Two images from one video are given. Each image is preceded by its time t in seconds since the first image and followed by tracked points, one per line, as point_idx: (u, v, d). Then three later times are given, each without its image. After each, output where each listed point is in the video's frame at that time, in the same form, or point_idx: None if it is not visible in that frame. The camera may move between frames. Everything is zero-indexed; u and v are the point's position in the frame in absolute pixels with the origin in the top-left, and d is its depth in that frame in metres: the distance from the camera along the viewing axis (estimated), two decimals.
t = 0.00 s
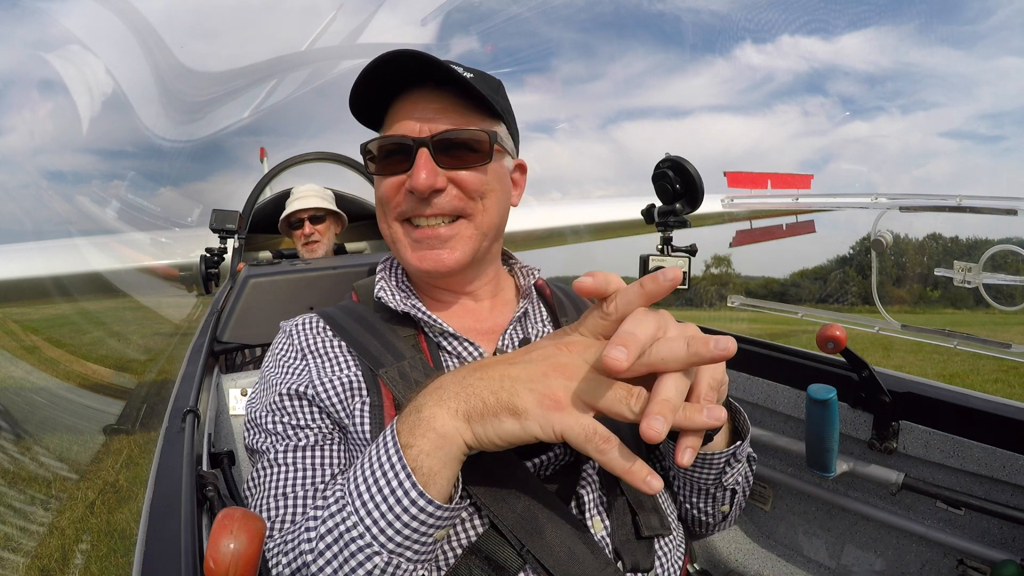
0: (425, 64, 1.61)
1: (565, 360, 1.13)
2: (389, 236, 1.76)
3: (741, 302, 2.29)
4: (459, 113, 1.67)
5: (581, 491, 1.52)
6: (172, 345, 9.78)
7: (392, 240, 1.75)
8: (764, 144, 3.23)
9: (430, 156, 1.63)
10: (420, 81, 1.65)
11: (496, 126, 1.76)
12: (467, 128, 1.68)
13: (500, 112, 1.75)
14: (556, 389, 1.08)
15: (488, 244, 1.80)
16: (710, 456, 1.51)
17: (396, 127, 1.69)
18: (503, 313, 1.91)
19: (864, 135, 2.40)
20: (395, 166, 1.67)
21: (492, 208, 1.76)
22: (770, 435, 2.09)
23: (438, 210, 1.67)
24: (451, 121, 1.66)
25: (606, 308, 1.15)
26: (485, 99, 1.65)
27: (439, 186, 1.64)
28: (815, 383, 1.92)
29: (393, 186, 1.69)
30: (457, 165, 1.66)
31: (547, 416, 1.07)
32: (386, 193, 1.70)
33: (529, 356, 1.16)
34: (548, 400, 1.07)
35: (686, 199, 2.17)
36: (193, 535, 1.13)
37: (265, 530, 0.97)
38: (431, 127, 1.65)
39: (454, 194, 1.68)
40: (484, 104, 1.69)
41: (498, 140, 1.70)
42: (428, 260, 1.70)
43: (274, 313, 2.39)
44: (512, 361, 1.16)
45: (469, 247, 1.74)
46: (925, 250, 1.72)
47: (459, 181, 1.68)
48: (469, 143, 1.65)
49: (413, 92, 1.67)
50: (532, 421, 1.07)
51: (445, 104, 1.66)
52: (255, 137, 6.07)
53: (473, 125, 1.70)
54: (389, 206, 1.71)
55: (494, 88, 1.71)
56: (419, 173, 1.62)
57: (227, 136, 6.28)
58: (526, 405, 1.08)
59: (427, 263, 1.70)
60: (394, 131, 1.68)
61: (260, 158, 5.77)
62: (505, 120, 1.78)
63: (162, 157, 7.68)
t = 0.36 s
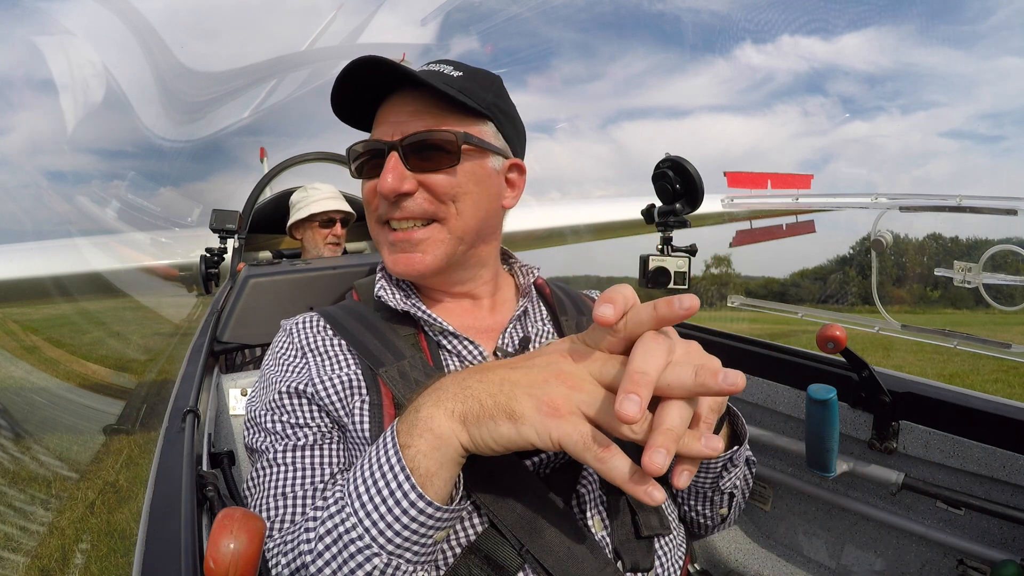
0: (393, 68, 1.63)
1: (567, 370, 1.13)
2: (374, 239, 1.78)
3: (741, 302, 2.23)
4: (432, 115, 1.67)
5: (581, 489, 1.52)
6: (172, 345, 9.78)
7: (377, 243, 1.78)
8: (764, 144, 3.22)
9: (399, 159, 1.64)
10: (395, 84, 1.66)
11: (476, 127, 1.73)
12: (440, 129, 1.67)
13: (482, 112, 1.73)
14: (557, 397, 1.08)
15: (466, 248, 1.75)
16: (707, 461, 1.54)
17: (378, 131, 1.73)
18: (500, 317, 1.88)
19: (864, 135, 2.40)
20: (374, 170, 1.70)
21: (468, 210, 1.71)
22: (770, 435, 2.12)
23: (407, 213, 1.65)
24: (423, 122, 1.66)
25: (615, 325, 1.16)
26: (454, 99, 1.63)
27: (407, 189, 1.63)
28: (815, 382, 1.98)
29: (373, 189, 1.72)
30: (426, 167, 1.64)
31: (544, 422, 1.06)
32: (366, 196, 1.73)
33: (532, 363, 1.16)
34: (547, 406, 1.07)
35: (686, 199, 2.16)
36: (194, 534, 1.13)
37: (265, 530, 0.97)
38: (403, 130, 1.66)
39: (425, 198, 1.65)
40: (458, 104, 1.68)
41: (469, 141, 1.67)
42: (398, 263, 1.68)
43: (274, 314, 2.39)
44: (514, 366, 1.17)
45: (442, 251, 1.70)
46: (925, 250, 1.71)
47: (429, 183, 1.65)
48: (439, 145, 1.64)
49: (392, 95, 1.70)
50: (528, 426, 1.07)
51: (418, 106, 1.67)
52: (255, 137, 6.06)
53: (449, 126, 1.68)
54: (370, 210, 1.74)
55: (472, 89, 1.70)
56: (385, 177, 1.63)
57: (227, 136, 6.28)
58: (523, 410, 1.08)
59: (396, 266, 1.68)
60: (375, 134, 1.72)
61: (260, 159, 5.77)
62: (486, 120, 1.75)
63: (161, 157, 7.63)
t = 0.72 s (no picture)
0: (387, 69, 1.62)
1: (576, 381, 1.15)
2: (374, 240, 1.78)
3: (741, 302, 2.25)
4: (427, 115, 1.67)
5: (581, 489, 1.51)
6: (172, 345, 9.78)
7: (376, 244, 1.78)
8: (764, 144, 3.22)
9: (396, 159, 1.64)
10: (390, 85, 1.66)
11: (472, 126, 1.73)
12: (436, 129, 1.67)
13: (478, 111, 1.72)
14: (564, 408, 1.11)
15: (464, 247, 1.75)
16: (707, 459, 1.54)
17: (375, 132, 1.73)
18: (501, 317, 1.88)
19: (864, 134, 2.40)
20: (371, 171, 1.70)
21: (465, 209, 1.71)
22: (770, 435, 2.12)
23: (405, 214, 1.65)
24: (418, 122, 1.66)
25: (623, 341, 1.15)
26: (449, 98, 1.62)
27: (404, 189, 1.64)
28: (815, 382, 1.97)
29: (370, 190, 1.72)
30: (422, 167, 1.64)
31: (554, 434, 1.08)
32: (365, 198, 1.73)
33: (540, 369, 1.17)
34: (559, 419, 1.09)
35: (686, 199, 2.16)
36: (193, 535, 1.13)
37: (265, 530, 0.97)
38: (399, 131, 1.66)
39: (422, 198, 1.65)
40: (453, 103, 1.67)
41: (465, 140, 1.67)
42: (395, 263, 1.68)
43: (274, 314, 2.39)
44: (521, 372, 1.17)
45: (441, 250, 1.70)
46: (925, 250, 1.71)
47: (425, 183, 1.65)
48: (434, 145, 1.64)
49: (388, 96, 1.70)
50: (538, 437, 1.08)
51: (413, 106, 1.67)
52: (254, 136, 6.05)
53: (444, 126, 1.68)
54: (369, 211, 1.74)
55: (467, 87, 1.69)
56: (382, 178, 1.63)
57: (227, 136, 6.27)
58: (533, 421, 1.09)
59: (394, 266, 1.68)
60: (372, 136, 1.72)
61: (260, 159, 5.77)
62: (482, 118, 1.75)
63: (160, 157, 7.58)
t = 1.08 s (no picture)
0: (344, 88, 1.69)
1: (586, 368, 1.14)
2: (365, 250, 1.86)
3: (742, 302, 2.25)
4: (389, 125, 1.71)
5: (577, 488, 1.49)
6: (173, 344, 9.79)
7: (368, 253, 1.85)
8: (764, 143, 3.21)
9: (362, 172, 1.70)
10: (353, 100, 1.72)
11: (438, 128, 1.74)
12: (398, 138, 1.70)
13: (445, 111, 1.73)
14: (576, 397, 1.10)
15: (438, 252, 1.76)
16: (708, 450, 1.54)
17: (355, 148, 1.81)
18: (494, 318, 1.88)
19: (864, 134, 2.40)
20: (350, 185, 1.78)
21: (433, 213, 1.72)
22: (770, 435, 2.11)
23: (375, 223, 1.70)
24: (379, 133, 1.70)
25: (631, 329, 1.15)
26: (404, 103, 1.64)
27: (369, 200, 1.69)
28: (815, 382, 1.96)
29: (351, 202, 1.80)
30: (384, 176, 1.68)
31: (567, 422, 1.08)
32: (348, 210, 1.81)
33: (550, 358, 1.17)
34: (570, 406, 1.09)
35: (686, 199, 2.16)
36: (194, 534, 1.13)
37: (265, 530, 0.97)
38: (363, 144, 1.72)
39: (387, 206, 1.69)
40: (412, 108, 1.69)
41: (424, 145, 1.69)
42: (373, 271, 1.72)
43: (274, 314, 2.38)
44: (532, 362, 1.17)
45: (412, 256, 1.72)
46: (925, 250, 1.72)
47: (388, 193, 1.69)
48: (392, 153, 1.67)
49: (358, 112, 1.77)
50: (550, 425, 1.08)
51: (376, 118, 1.72)
52: (254, 136, 6.04)
53: (406, 134, 1.71)
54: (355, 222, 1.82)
55: (429, 89, 1.71)
56: (351, 191, 1.70)
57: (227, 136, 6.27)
58: (545, 409, 1.09)
59: (370, 275, 1.73)
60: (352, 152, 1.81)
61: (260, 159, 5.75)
62: (452, 115, 1.75)
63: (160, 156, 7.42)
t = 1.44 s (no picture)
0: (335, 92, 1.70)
1: (582, 363, 1.14)
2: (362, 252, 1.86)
3: (742, 302, 2.22)
4: (381, 127, 1.71)
5: (575, 489, 1.49)
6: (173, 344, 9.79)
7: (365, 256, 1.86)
8: (764, 143, 3.21)
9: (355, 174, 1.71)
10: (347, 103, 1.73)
11: (430, 129, 1.74)
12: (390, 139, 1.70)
13: (437, 111, 1.73)
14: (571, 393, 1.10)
15: (432, 252, 1.76)
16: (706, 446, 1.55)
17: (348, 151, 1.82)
18: (493, 318, 1.88)
19: (864, 134, 2.39)
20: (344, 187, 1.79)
21: (426, 215, 1.72)
22: (770, 435, 2.11)
23: (368, 225, 1.71)
24: (371, 135, 1.71)
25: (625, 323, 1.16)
26: (395, 105, 1.65)
27: (363, 203, 1.69)
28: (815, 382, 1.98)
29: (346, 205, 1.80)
30: (376, 178, 1.68)
31: (563, 417, 1.07)
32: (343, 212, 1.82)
33: (545, 356, 1.16)
34: (566, 401, 1.08)
35: (686, 199, 2.15)
36: (193, 535, 1.13)
37: (265, 530, 0.97)
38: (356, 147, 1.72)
39: (380, 208, 1.69)
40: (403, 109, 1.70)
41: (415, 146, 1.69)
42: (367, 273, 1.72)
43: (274, 314, 2.38)
44: (528, 359, 1.16)
45: (407, 258, 1.72)
46: (925, 250, 1.71)
47: (381, 195, 1.69)
48: (384, 155, 1.67)
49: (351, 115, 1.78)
50: (548, 422, 1.08)
51: (368, 121, 1.72)
52: (255, 136, 6.03)
53: (398, 135, 1.71)
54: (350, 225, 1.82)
55: (420, 90, 1.71)
56: (343, 194, 1.70)
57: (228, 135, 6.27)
58: (542, 405, 1.08)
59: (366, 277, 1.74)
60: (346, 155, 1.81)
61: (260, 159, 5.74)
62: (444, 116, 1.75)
63: (161, 156, 7.39)
